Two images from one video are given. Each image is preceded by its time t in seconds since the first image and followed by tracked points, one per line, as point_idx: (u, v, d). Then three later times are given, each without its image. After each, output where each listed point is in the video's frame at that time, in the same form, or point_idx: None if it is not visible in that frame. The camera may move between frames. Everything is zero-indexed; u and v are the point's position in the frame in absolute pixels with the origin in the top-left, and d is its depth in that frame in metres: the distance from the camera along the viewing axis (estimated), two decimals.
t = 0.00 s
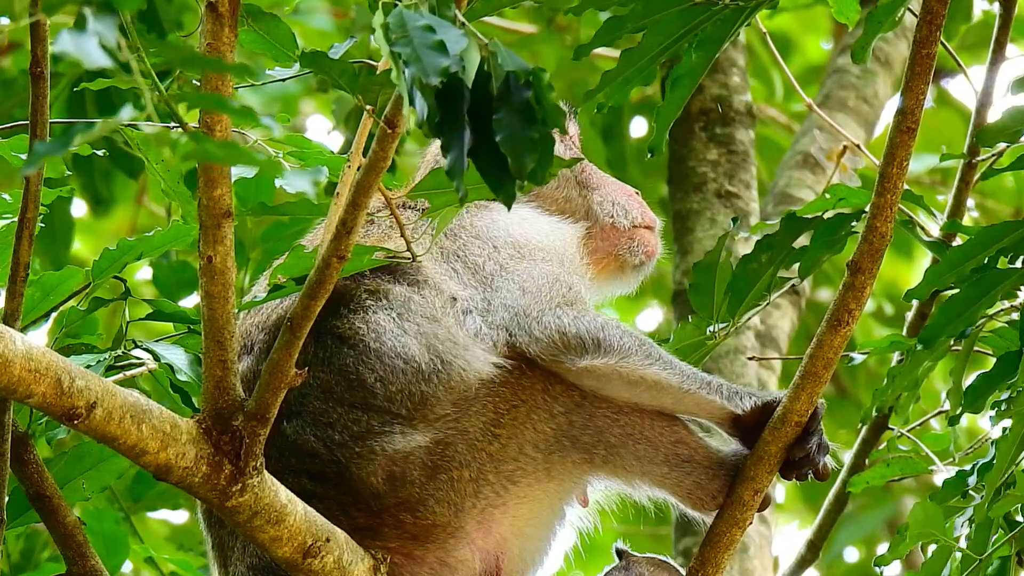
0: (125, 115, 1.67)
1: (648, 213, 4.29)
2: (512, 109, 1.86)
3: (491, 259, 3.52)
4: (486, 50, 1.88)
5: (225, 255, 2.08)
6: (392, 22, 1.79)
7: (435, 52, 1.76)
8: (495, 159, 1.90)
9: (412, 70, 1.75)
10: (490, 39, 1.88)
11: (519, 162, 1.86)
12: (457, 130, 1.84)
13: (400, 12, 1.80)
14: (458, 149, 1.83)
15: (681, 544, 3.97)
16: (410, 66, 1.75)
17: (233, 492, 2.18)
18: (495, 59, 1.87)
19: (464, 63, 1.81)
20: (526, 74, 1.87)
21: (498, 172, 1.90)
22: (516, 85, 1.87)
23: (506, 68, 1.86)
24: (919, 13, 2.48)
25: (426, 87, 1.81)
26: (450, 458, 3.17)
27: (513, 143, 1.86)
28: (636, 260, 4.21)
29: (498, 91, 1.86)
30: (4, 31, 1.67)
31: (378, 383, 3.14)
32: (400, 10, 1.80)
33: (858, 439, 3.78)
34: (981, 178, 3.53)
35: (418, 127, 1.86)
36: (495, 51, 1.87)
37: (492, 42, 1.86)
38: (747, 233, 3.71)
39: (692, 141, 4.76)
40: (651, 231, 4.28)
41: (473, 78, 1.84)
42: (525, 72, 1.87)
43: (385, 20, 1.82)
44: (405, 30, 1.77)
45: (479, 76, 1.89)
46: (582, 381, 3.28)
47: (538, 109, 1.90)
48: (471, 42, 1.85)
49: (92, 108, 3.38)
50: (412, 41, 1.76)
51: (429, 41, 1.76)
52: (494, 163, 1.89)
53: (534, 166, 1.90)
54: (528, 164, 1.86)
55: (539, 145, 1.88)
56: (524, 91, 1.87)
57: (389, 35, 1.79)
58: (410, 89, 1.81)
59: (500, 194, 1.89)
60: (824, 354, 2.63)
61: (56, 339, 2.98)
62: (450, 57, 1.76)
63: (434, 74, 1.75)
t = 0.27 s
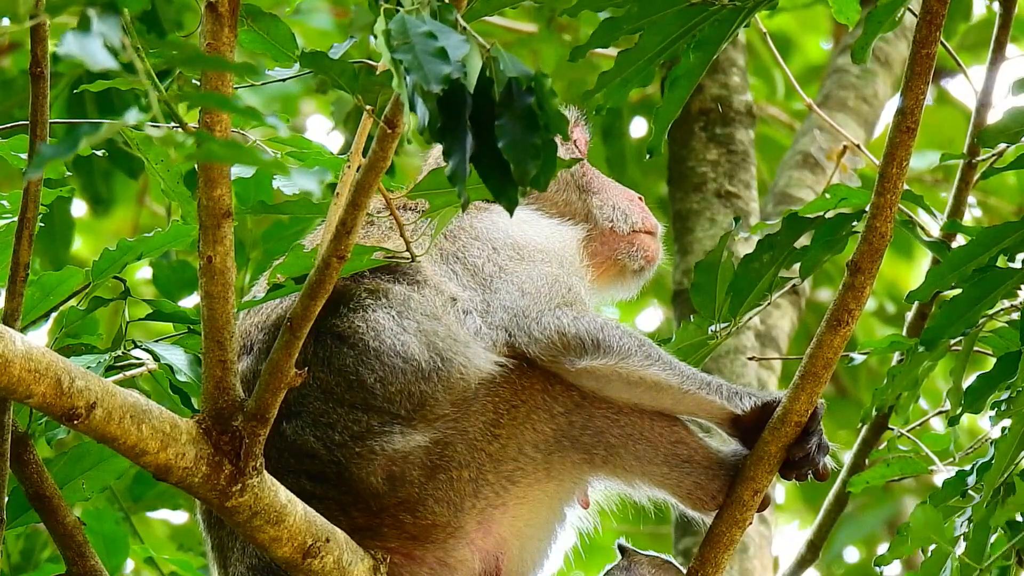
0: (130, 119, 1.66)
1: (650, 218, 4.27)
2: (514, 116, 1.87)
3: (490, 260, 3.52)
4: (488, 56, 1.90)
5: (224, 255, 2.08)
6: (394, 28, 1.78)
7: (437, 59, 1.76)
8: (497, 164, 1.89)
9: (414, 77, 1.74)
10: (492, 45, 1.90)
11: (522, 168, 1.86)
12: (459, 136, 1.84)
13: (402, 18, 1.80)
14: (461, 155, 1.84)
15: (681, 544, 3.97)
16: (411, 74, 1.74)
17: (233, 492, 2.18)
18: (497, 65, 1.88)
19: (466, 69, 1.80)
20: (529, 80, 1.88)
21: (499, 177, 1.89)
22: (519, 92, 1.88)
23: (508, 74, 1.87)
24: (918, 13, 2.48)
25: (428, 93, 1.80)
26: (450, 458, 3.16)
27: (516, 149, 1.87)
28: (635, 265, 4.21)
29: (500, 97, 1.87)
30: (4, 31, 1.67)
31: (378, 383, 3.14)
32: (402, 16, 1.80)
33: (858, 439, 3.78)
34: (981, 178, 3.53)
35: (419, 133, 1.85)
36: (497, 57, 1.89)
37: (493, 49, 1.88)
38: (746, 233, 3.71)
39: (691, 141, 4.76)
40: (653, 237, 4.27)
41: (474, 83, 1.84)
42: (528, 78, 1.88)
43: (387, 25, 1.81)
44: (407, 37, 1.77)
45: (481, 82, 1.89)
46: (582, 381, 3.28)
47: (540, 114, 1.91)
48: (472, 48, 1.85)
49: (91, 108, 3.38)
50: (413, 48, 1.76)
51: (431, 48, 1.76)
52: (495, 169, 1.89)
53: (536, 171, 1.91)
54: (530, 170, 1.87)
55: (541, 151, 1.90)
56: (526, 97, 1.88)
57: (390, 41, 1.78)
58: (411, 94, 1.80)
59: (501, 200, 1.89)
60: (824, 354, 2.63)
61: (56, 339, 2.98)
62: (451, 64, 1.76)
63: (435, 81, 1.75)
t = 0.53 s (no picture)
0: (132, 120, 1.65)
1: (650, 227, 4.25)
2: (511, 111, 1.86)
3: (490, 260, 3.52)
4: (485, 52, 1.89)
5: (224, 255, 2.08)
6: (391, 23, 1.78)
7: (434, 53, 1.76)
8: (492, 160, 1.89)
9: (410, 70, 1.75)
10: (489, 41, 1.90)
11: (518, 164, 1.86)
12: (455, 131, 1.84)
13: (399, 12, 1.79)
14: (457, 150, 1.83)
15: (681, 544, 3.97)
16: (408, 67, 1.75)
17: (234, 492, 2.18)
18: (494, 60, 1.88)
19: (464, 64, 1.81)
20: (525, 75, 1.88)
21: (496, 172, 1.89)
22: (515, 87, 1.87)
23: (505, 69, 1.87)
24: (918, 13, 2.48)
25: (424, 87, 1.82)
26: (449, 458, 3.16)
27: (512, 144, 1.86)
28: (631, 275, 4.22)
29: (496, 93, 1.86)
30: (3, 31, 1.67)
31: (378, 384, 3.14)
32: (399, 11, 1.80)
33: (858, 440, 3.78)
34: (981, 178, 3.53)
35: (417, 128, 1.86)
36: (495, 52, 1.89)
37: (491, 45, 1.87)
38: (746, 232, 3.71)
39: (691, 141, 4.76)
40: (652, 247, 4.25)
41: (471, 79, 1.84)
42: (524, 74, 1.88)
43: (384, 20, 1.81)
44: (404, 31, 1.77)
45: (477, 77, 1.88)
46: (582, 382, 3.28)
47: (536, 109, 1.90)
48: (470, 43, 1.85)
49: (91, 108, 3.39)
50: (411, 42, 1.76)
51: (429, 42, 1.76)
52: (492, 164, 1.89)
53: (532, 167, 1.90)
54: (527, 165, 1.87)
55: (538, 146, 1.89)
56: (523, 92, 1.87)
57: (388, 35, 1.78)
58: (408, 89, 1.81)
59: (499, 196, 1.89)
60: (824, 354, 2.63)
61: (55, 338, 2.98)
62: (449, 58, 1.76)
63: (433, 75, 1.75)
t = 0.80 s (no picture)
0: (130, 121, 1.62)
1: (652, 235, 4.20)
2: (506, 108, 1.86)
3: (491, 260, 3.51)
4: (480, 49, 1.90)
5: (223, 255, 2.08)
6: (385, 19, 1.78)
7: (428, 49, 1.76)
8: (487, 157, 1.88)
9: (404, 67, 1.75)
10: (484, 38, 1.91)
11: (513, 160, 1.84)
12: (450, 127, 1.84)
13: (394, 8, 1.80)
14: (452, 147, 1.84)
15: (681, 544, 3.97)
16: (402, 63, 1.75)
17: (233, 491, 2.18)
18: (489, 57, 1.89)
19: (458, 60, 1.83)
20: (520, 72, 1.87)
21: (491, 169, 1.88)
22: (509, 84, 1.87)
23: (500, 66, 1.87)
24: (918, 13, 2.48)
25: (419, 83, 1.83)
26: (449, 458, 3.16)
27: (506, 140, 1.84)
28: (629, 281, 4.19)
29: (491, 90, 1.86)
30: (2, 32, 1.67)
31: (378, 384, 3.14)
32: (393, 7, 1.81)
33: (858, 440, 3.78)
34: (981, 178, 3.53)
35: (411, 124, 1.88)
36: (489, 49, 1.89)
37: (486, 41, 1.88)
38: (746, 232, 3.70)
39: (691, 141, 4.76)
40: (653, 255, 4.20)
41: (466, 75, 1.85)
42: (519, 70, 1.88)
43: (379, 17, 1.82)
44: (398, 27, 1.77)
45: (472, 74, 1.89)
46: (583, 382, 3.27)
47: (531, 106, 1.89)
48: (464, 40, 1.87)
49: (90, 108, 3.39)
50: (405, 38, 1.76)
51: (423, 38, 1.77)
52: (486, 160, 1.88)
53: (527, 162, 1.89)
54: (521, 162, 1.85)
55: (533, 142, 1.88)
56: (517, 89, 1.87)
57: (382, 32, 1.78)
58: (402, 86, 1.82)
59: (494, 192, 1.88)
60: (824, 354, 2.62)
61: (55, 339, 2.98)
62: (443, 54, 1.77)
63: (426, 71, 1.75)
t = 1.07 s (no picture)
0: (126, 126, 1.58)
1: (651, 238, 4.19)
2: (512, 115, 1.86)
3: (491, 261, 3.51)
4: (485, 54, 1.88)
5: (223, 255, 2.08)
6: (390, 27, 1.76)
7: (433, 59, 1.75)
8: (494, 163, 1.90)
9: (409, 77, 1.74)
10: (489, 43, 1.89)
11: (518, 168, 1.86)
12: (456, 134, 1.85)
13: (398, 16, 1.78)
14: (457, 154, 1.84)
15: (681, 544, 3.97)
16: (408, 74, 1.74)
17: (233, 492, 2.17)
18: (494, 64, 1.87)
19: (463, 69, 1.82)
20: (525, 79, 1.88)
21: (497, 175, 1.90)
22: (515, 91, 1.87)
23: (505, 74, 1.86)
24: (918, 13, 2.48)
25: (424, 92, 1.81)
26: (449, 459, 3.16)
27: (512, 147, 1.86)
28: (627, 284, 4.18)
29: (496, 97, 1.86)
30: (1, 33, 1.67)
31: (378, 384, 3.15)
32: (398, 15, 1.78)
33: (858, 440, 3.77)
34: (982, 178, 3.53)
35: (416, 132, 1.87)
36: (494, 55, 1.88)
37: (491, 48, 1.87)
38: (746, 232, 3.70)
39: (691, 141, 4.75)
40: (653, 258, 4.18)
41: (471, 84, 1.84)
42: (524, 77, 1.88)
43: (383, 25, 1.80)
44: (404, 35, 1.76)
45: (477, 81, 1.89)
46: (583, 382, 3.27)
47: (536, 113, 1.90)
48: (469, 46, 1.86)
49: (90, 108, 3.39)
50: (410, 48, 1.75)
51: (428, 48, 1.75)
52: (492, 167, 1.90)
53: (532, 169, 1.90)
54: (527, 170, 1.86)
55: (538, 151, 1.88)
56: (523, 96, 1.87)
57: (387, 40, 1.77)
58: (408, 95, 1.80)
59: (499, 200, 1.91)
60: (824, 354, 2.62)
61: (55, 339, 2.98)
62: (447, 64, 1.77)
63: (431, 80, 1.75)
